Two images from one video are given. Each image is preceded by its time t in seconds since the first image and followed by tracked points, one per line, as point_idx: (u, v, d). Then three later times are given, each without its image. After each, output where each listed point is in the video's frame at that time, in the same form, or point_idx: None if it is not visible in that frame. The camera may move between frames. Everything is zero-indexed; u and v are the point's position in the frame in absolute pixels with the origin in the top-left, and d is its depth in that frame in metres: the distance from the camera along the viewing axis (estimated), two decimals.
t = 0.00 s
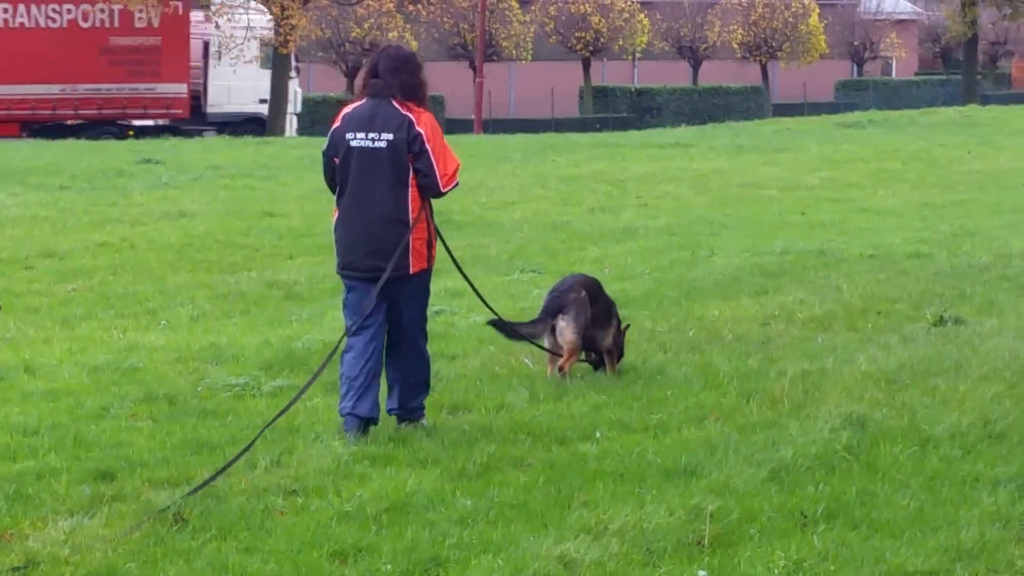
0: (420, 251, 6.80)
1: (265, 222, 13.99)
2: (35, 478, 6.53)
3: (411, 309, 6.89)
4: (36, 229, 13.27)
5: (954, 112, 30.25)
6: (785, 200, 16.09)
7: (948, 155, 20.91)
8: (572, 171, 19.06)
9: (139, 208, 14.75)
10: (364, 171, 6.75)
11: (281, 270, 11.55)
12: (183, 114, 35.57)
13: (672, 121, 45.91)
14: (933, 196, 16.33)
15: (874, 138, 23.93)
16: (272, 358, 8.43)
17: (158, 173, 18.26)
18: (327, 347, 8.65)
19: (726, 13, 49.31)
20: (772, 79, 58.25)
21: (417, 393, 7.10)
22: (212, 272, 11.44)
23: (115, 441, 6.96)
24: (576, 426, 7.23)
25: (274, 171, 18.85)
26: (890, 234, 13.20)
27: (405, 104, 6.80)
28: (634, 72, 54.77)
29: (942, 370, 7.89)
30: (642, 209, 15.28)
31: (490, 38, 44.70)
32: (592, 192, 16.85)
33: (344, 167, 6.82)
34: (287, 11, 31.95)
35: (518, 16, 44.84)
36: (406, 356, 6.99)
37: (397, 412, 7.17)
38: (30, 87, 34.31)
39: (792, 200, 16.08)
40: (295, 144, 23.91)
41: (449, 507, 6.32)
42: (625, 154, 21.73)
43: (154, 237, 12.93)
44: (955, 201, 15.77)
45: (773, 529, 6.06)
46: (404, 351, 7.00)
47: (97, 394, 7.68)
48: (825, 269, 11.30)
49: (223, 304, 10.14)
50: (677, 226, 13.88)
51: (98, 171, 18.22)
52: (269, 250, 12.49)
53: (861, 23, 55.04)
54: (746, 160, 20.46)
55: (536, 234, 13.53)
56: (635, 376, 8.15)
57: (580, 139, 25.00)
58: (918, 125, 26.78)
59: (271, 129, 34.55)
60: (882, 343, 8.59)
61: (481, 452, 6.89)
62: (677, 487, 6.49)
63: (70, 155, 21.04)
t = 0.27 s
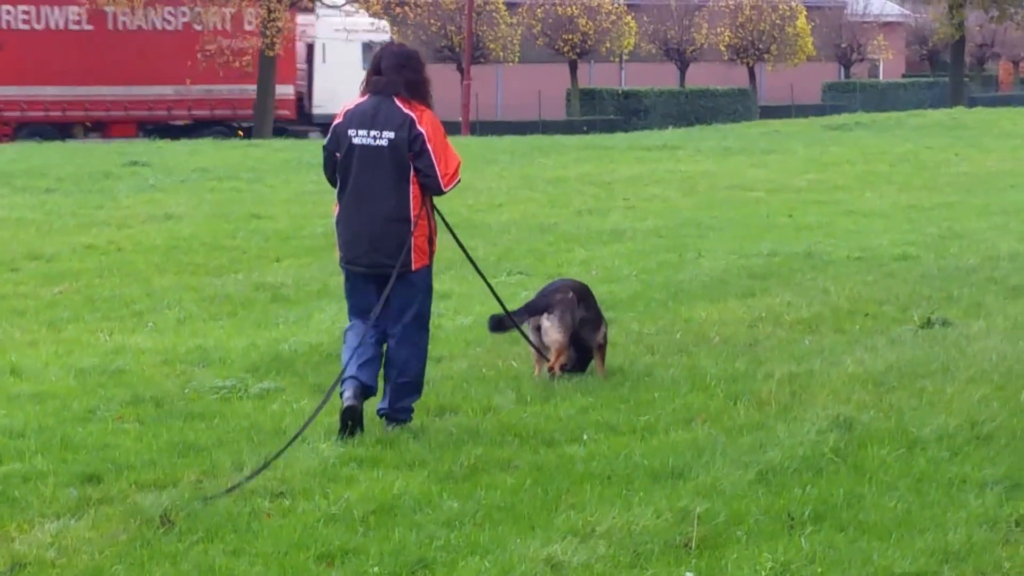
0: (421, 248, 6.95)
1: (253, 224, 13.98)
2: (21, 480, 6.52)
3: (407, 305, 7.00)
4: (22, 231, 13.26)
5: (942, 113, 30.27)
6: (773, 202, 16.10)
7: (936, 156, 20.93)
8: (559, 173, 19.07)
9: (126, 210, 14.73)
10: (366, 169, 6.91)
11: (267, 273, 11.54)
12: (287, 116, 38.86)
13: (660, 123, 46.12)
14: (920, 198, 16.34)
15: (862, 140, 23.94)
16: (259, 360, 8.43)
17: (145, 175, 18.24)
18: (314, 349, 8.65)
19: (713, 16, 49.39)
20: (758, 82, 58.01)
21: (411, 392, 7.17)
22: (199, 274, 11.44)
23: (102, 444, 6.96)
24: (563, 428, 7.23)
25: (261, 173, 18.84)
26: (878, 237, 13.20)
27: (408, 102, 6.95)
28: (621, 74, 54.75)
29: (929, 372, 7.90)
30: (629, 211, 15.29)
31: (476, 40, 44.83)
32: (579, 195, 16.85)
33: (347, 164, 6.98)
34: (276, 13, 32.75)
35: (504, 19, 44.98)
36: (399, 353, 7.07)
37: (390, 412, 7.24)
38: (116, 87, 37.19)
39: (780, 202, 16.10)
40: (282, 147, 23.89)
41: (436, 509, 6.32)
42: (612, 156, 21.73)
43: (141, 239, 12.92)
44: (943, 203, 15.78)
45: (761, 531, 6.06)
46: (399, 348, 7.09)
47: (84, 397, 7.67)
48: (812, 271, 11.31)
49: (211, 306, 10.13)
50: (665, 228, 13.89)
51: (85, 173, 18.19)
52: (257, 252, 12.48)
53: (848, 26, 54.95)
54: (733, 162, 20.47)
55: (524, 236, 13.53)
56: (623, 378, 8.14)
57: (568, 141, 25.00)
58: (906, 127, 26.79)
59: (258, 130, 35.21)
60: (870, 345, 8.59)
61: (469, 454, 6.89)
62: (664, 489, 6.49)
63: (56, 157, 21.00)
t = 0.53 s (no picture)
0: (411, 248, 7.01)
1: (239, 227, 13.97)
2: (7, 483, 6.51)
3: (394, 305, 7.02)
4: (8, 234, 13.23)
5: (929, 116, 30.34)
6: (760, 204, 16.12)
7: (923, 159, 20.96)
8: (546, 176, 19.07)
9: (112, 213, 14.71)
10: (357, 169, 6.99)
11: (254, 275, 11.53)
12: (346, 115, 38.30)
13: (647, 125, 46.75)
14: (907, 200, 16.35)
15: (848, 143, 23.98)
16: (246, 363, 8.42)
17: (131, 178, 18.21)
18: (301, 352, 8.63)
19: (700, 18, 50.56)
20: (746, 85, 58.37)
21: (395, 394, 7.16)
22: (185, 277, 11.42)
23: (88, 446, 6.94)
24: (550, 430, 7.22)
25: (249, 176, 18.81)
26: (865, 239, 13.21)
27: (398, 103, 7.01)
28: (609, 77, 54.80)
29: (917, 374, 7.90)
30: (616, 213, 15.29)
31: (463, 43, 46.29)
32: (566, 198, 16.83)
33: (338, 164, 7.06)
34: (263, 15, 31.47)
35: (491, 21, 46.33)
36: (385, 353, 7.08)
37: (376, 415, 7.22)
38: (287, 88, 37.43)
39: (766, 204, 16.11)
40: (268, 149, 23.86)
41: (423, 511, 6.31)
42: (599, 158, 21.74)
43: (127, 242, 12.90)
44: (929, 206, 15.80)
45: (748, 533, 6.06)
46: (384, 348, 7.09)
47: (69, 400, 7.65)
48: (799, 273, 11.31)
49: (197, 309, 10.12)
50: (652, 231, 13.90)
51: (71, 176, 18.16)
52: (243, 255, 12.47)
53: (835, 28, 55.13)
54: (720, 165, 20.49)
55: (511, 238, 13.53)
56: (610, 380, 8.14)
57: (555, 144, 25.01)
58: (892, 129, 26.85)
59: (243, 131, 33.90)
60: (857, 347, 8.59)
61: (456, 456, 6.88)
62: (652, 491, 6.49)
63: (41, 160, 20.96)
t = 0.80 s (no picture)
0: (402, 250, 6.99)
1: (226, 229, 13.97)
2: None
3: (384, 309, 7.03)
4: None
5: (918, 117, 30.34)
6: (747, 206, 16.11)
7: (910, 161, 20.96)
8: (533, 178, 19.06)
9: (99, 215, 14.70)
10: (346, 173, 7.00)
11: (241, 277, 11.54)
12: (477, 116, 37.70)
13: (635, 127, 46.12)
14: (894, 202, 16.36)
15: (836, 145, 23.97)
16: (233, 365, 8.42)
17: (118, 180, 18.20)
18: (288, 354, 8.64)
19: (689, 21, 50.53)
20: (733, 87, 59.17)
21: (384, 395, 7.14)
22: (172, 279, 11.42)
23: (75, 448, 6.94)
24: (537, 432, 7.22)
25: (236, 178, 18.80)
26: (853, 241, 13.20)
27: (385, 106, 7.00)
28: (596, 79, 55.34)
29: (904, 376, 7.91)
30: (604, 216, 15.28)
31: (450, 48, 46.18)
32: (554, 199, 16.82)
33: (328, 167, 7.08)
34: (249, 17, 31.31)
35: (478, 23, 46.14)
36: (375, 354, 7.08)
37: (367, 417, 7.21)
38: (294, 88, 35.90)
39: (754, 206, 16.10)
40: (255, 151, 23.86)
41: (410, 513, 6.32)
42: (586, 160, 21.74)
43: (114, 244, 12.89)
44: (917, 207, 15.80)
45: (735, 535, 6.07)
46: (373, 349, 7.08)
47: (56, 402, 7.65)
48: (785, 275, 11.32)
49: (184, 311, 10.12)
50: (639, 233, 13.89)
51: (57, 178, 18.14)
52: (230, 257, 12.47)
53: (822, 29, 55.56)
54: (708, 167, 20.48)
55: (499, 240, 13.52)
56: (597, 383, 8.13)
57: (542, 146, 25.00)
58: (879, 131, 26.84)
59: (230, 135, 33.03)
60: (845, 349, 8.60)
61: (443, 458, 6.88)
62: (639, 493, 6.49)
63: (27, 162, 20.94)
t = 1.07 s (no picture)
0: (388, 251, 7.03)
1: (213, 231, 13.95)
2: None
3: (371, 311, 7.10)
4: None
5: (906, 121, 30.40)
6: (733, 209, 16.11)
7: (897, 163, 20.98)
8: (520, 180, 19.06)
9: (86, 218, 14.68)
10: (331, 175, 7.08)
11: (228, 279, 11.53)
12: (560, 116, 39.91)
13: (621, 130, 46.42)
14: (880, 204, 16.37)
15: (822, 147, 23.99)
16: (220, 367, 8.41)
17: (105, 182, 18.17)
18: (275, 356, 8.63)
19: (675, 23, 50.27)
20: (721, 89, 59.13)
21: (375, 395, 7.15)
22: (159, 281, 11.40)
23: (61, 451, 6.94)
24: (524, 434, 7.22)
25: (224, 180, 18.76)
26: (839, 243, 13.20)
27: (368, 109, 7.06)
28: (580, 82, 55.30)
29: (890, 378, 7.92)
30: (590, 218, 15.28)
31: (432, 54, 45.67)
32: (541, 202, 16.81)
33: (314, 171, 7.16)
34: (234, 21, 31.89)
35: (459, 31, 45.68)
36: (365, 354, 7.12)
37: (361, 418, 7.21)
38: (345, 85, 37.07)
39: (740, 208, 16.11)
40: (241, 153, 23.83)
41: (398, 515, 6.31)
42: (573, 162, 21.73)
43: (101, 247, 12.88)
44: (903, 210, 15.81)
45: (722, 537, 6.07)
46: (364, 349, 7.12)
47: (42, 404, 7.64)
48: (772, 277, 11.32)
49: (171, 313, 10.11)
50: (626, 235, 13.89)
51: (44, 181, 18.11)
52: (217, 259, 12.46)
53: (809, 32, 55.91)
54: (694, 169, 20.49)
55: (485, 243, 13.52)
56: (584, 385, 8.13)
57: (528, 148, 24.99)
58: (866, 133, 26.88)
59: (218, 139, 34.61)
60: (832, 351, 8.61)
61: (430, 460, 6.87)
62: (626, 495, 6.49)
63: (13, 164, 20.89)
